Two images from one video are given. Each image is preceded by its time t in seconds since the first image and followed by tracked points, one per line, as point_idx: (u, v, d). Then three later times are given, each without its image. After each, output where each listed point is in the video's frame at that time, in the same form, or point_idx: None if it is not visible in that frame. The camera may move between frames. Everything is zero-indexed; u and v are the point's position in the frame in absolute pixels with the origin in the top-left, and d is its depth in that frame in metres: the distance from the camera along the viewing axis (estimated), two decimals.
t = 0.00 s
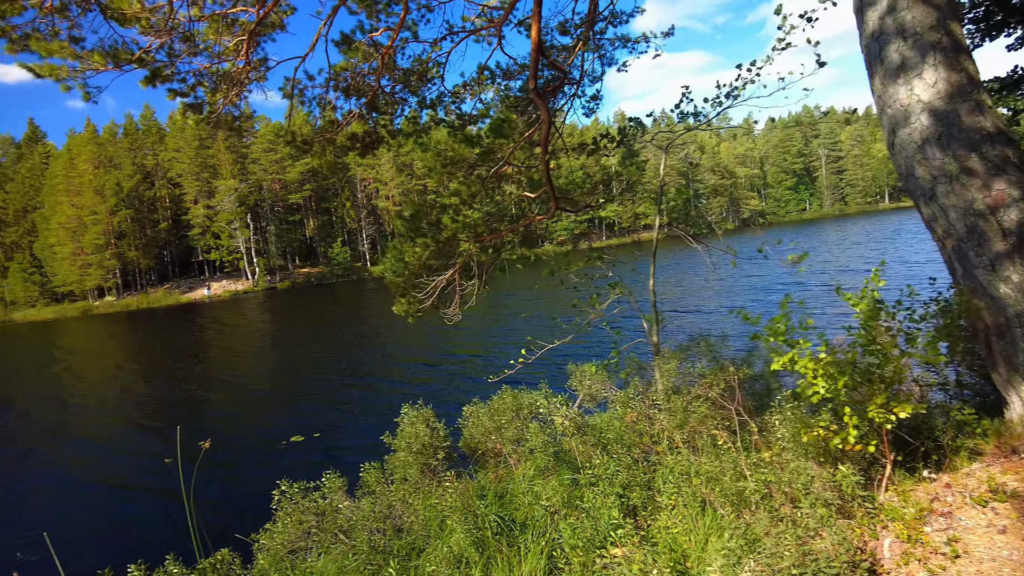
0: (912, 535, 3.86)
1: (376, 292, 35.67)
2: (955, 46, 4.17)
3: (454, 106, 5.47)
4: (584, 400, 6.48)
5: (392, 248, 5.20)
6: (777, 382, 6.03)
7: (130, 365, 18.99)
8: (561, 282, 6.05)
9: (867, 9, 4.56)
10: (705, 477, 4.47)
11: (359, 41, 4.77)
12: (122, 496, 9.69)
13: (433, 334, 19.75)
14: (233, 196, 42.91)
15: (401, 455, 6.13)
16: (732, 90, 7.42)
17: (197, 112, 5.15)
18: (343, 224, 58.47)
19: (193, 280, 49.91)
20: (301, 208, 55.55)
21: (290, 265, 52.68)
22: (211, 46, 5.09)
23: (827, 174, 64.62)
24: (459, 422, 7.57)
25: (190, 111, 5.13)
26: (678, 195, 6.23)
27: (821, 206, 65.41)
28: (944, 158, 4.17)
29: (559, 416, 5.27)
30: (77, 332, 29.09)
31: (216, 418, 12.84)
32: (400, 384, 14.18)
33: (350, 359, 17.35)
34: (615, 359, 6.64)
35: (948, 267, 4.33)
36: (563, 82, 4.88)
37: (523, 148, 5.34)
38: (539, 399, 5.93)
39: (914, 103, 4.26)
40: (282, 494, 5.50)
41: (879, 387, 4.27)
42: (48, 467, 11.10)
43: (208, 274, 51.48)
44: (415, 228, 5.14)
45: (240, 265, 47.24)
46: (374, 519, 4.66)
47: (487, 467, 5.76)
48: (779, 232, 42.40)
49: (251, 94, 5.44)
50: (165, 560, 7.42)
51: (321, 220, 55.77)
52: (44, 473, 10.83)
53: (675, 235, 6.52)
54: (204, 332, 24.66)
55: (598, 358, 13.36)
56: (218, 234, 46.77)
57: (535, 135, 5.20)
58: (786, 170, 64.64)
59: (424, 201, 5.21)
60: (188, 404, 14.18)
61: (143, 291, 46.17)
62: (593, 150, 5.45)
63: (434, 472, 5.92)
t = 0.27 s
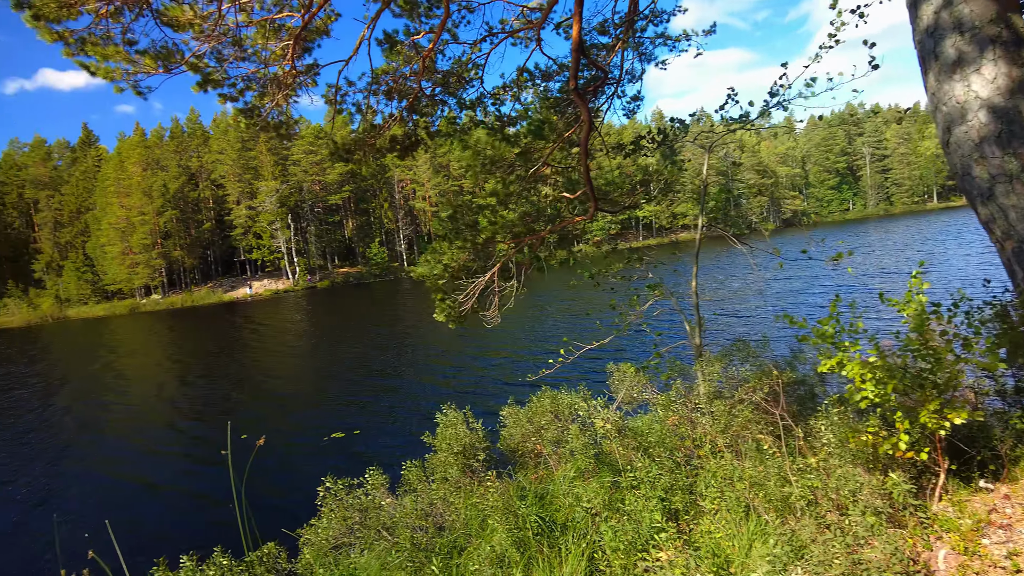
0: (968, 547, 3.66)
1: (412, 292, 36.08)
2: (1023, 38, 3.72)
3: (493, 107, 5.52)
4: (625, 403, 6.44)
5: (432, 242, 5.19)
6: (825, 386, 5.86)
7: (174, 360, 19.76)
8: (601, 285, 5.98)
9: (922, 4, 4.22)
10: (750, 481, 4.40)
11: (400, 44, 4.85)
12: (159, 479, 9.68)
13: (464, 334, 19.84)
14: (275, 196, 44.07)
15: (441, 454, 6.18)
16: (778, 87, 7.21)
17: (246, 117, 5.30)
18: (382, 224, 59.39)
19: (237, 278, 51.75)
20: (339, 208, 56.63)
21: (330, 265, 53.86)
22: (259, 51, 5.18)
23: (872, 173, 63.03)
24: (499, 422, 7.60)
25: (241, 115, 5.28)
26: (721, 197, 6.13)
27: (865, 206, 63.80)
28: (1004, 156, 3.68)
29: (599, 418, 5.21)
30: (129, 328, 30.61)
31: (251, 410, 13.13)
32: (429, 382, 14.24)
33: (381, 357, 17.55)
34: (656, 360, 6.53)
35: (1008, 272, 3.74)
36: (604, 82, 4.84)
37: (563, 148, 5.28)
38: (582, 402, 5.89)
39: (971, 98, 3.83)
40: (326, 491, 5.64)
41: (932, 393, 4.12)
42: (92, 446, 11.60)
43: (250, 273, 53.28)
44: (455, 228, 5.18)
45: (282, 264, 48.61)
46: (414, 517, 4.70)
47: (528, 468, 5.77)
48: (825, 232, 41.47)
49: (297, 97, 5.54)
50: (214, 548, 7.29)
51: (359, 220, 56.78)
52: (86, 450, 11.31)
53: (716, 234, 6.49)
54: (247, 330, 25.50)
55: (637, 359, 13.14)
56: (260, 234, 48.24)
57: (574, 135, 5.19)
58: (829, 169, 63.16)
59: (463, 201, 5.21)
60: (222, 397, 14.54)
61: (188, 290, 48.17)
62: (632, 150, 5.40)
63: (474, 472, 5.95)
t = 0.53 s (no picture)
0: None
1: (445, 292, 36.40)
2: None
3: (528, 107, 5.57)
4: (662, 405, 6.44)
5: (466, 246, 5.39)
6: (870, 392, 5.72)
7: (214, 356, 20.48)
8: (639, 287, 5.94)
9: None
10: (790, 487, 4.30)
11: (439, 46, 4.96)
12: (194, 470, 9.96)
13: (493, 334, 19.93)
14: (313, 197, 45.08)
15: (478, 453, 6.26)
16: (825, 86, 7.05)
17: (291, 123, 5.44)
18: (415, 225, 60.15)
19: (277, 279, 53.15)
20: (374, 209, 57.56)
21: (366, 265, 54.86)
22: (303, 57, 5.32)
23: (916, 172, 61.17)
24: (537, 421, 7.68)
25: (286, 121, 5.44)
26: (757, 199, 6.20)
27: (909, 206, 61.83)
28: None
29: (637, 419, 5.17)
30: (175, 325, 31.98)
31: (283, 406, 13.42)
32: (456, 381, 14.32)
33: (409, 356, 17.74)
34: (694, 364, 6.48)
35: None
36: (642, 81, 4.84)
37: (600, 148, 5.26)
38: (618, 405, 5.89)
39: None
40: (367, 487, 5.82)
41: (983, 399, 3.94)
42: (134, 437, 12.08)
43: (287, 272, 54.60)
44: (493, 229, 5.28)
45: (320, 264, 49.70)
46: (452, 515, 4.77)
47: (563, 468, 5.78)
48: (870, 233, 40.32)
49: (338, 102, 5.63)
50: (256, 543, 7.21)
51: (394, 220, 57.68)
52: (126, 442, 11.77)
53: (753, 233, 6.55)
54: (285, 328, 26.26)
55: (676, 360, 12.95)
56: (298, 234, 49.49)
57: (611, 135, 5.19)
58: (870, 169, 61.45)
59: (499, 201, 5.24)
60: (254, 392, 14.95)
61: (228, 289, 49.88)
62: (668, 150, 5.38)
63: (510, 471, 6.00)
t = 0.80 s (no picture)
0: None
1: (473, 292, 36.64)
2: None
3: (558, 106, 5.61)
4: (695, 407, 6.43)
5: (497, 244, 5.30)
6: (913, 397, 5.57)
7: (246, 354, 21.06)
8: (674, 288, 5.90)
9: None
10: (828, 492, 4.21)
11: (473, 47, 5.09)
12: (223, 465, 10.21)
13: (518, 334, 20.00)
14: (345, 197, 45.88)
15: (510, 452, 6.33)
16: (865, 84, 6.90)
17: (325, 127, 5.55)
18: (443, 225, 60.71)
19: (309, 279, 54.29)
20: (404, 209, 58.25)
21: (395, 265, 55.67)
22: (338, 62, 5.52)
23: (956, 172, 59.43)
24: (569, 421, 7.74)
25: (319, 125, 5.53)
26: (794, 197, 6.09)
27: (948, 206, 60.06)
28: None
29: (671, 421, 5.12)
30: (211, 322, 33.04)
31: (310, 403, 13.67)
32: (480, 381, 14.38)
33: (434, 356, 17.89)
34: (728, 365, 6.42)
35: None
36: (676, 79, 4.84)
37: (634, 147, 5.26)
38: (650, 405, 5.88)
39: None
40: (401, 486, 5.94)
41: None
42: (169, 432, 12.49)
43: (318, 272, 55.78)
44: (527, 229, 5.19)
45: (351, 264, 50.57)
46: (485, 515, 4.83)
47: (595, 470, 5.77)
48: (910, 235, 39.29)
49: (370, 107, 5.78)
50: (292, 538, 7.35)
51: (423, 220, 58.41)
52: (160, 437, 12.17)
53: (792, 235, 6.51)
54: (317, 327, 26.84)
55: (711, 362, 12.77)
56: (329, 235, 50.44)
57: (645, 135, 5.20)
58: (907, 168, 59.90)
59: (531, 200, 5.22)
60: (282, 389, 15.28)
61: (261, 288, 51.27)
62: (701, 151, 5.36)
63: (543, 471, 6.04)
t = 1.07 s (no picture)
0: None
1: (496, 292, 36.74)
2: None
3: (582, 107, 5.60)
4: (723, 410, 6.38)
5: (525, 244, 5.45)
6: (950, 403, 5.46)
7: (272, 351, 21.47)
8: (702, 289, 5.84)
9: None
10: (860, 497, 4.14)
11: (501, 48, 5.13)
12: (246, 459, 10.42)
13: (539, 334, 20.02)
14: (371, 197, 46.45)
15: (537, 451, 6.34)
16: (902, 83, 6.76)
17: (353, 126, 5.63)
18: (468, 225, 60.97)
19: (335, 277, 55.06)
20: (429, 209, 58.72)
21: (419, 265, 56.11)
22: (366, 63, 5.64)
23: (994, 171, 57.86)
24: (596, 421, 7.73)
25: (347, 124, 5.60)
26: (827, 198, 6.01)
27: (984, 206, 58.54)
28: None
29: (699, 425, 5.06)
30: (239, 320, 33.81)
31: (332, 400, 13.87)
32: (499, 380, 14.40)
33: (454, 355, 17.98)
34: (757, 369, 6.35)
35: None
36: (705, 79, 4.86)
37: (664, 147, 5.26)
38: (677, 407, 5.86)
39: None
40: (429, 483, 6.05)
41: None
42: (194, 426, 12.81)
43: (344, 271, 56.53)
44: (552, 230, 5.27)
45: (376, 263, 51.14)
46: (511, 514, 4.89)
47: (621, 471, 5.77)
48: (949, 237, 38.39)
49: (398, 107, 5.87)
50: (322, 533, 7.43)
51: (448, 220, 58.77)
52: (186, 431, 12.49)
53: (823, 238, 6.44)
54: (343, 325, 27.25)
55: (739, 365, 12.59)
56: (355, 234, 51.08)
57: (674, 136, 5.17)
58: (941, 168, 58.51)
59: (557, 200, 5.24)
60: (305, 387, 15.52)
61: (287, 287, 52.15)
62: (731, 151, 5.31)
63: (570, 471, 6.04)
